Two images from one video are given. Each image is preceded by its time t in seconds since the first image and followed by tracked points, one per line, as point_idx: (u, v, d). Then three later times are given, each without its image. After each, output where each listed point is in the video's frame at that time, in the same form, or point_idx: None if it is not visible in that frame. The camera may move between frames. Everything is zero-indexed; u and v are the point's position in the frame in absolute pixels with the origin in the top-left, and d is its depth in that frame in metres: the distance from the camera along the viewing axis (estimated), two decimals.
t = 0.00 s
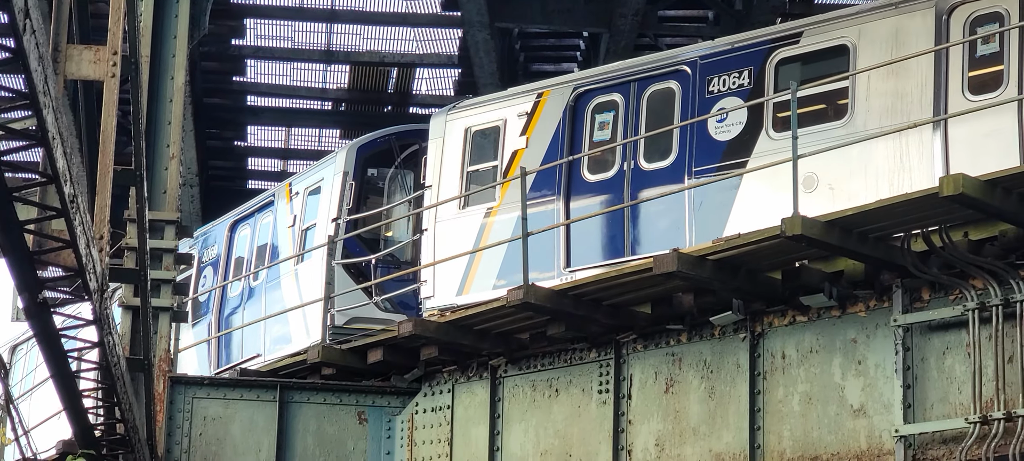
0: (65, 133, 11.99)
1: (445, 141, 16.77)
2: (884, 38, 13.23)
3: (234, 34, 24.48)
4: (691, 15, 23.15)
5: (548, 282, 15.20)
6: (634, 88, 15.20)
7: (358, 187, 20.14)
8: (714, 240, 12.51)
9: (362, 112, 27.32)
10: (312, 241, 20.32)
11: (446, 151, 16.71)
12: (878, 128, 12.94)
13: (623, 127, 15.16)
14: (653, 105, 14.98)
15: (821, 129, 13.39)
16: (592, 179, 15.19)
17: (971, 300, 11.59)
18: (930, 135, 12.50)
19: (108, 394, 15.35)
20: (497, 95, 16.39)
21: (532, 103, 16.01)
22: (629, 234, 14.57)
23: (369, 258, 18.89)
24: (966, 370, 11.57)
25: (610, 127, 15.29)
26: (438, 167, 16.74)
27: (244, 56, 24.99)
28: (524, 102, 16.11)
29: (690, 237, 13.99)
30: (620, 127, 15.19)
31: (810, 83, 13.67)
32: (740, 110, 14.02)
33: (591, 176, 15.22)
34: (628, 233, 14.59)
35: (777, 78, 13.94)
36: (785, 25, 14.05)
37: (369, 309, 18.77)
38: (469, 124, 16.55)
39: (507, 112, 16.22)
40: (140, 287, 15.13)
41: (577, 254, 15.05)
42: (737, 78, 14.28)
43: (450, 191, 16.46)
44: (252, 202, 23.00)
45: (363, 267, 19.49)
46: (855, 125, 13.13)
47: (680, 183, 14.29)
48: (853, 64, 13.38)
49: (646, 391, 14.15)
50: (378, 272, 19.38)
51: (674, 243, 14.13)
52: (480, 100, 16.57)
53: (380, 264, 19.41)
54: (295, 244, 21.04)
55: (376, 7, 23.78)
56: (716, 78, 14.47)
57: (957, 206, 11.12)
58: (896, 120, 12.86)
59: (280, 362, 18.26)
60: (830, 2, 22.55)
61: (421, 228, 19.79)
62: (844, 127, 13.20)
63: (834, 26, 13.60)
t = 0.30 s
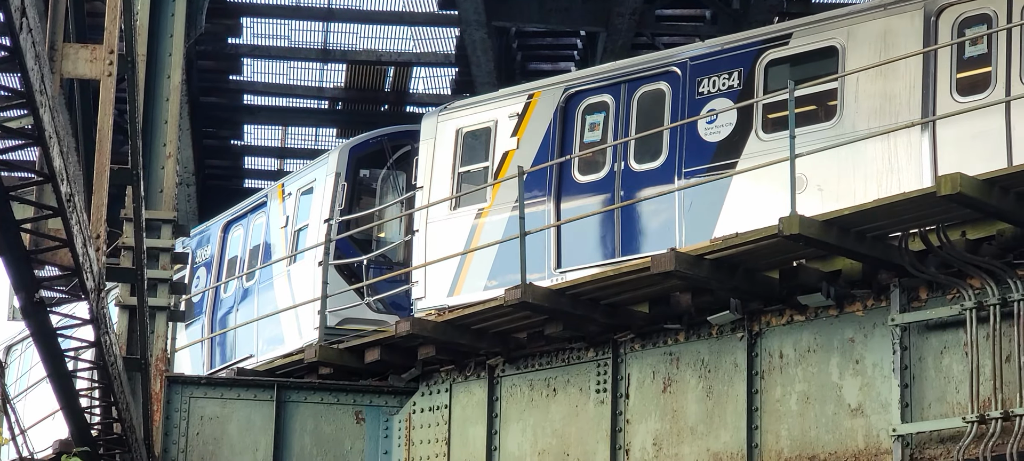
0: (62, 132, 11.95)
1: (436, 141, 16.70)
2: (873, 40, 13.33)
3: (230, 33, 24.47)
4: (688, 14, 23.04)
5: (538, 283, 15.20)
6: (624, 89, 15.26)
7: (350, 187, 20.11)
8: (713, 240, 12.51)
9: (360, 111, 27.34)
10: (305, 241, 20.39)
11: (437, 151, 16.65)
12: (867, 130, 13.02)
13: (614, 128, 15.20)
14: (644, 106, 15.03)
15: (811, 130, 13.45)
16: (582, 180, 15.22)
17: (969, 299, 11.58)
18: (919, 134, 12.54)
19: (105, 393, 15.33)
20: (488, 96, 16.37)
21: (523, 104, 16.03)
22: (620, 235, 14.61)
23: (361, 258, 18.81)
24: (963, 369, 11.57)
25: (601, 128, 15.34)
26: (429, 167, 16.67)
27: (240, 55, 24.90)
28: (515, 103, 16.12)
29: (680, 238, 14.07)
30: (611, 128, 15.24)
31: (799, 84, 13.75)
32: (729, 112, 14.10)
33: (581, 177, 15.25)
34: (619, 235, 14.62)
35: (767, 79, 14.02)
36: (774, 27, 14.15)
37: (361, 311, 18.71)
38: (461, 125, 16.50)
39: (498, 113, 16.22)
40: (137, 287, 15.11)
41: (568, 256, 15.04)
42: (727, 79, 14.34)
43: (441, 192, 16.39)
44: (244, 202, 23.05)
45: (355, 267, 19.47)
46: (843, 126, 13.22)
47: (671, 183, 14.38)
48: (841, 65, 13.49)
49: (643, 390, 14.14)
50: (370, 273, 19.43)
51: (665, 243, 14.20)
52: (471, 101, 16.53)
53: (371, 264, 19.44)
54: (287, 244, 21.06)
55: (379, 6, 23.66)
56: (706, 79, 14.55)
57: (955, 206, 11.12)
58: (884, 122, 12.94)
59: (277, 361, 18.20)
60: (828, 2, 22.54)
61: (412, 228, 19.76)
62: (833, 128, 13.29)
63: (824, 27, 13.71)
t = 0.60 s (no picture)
0: (58, 127, 11.94)
1: (427, 139, 16.82)
2: (860, 37, 13.43)
3: (227, 29, 24.49)
4: (685, 10, 22.95)
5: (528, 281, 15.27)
6: (613, 87, 15.34)
7: (341, 185, 20.39)
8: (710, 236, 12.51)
9: (356, 107, 27.37)
10: (296, 239, 20.62)
11: (428, 149, 16.77)
12: (855, 128, 13.10)
13: (603, 126, 15.29)
14: (633, 104, 15.12)
15: (799, 128, 13.51)
16: (572, 178, 15.32)
17: (965, 295, 11.60)
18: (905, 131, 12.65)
19: (102, 389, 15.30)
20: (477, 94, 16.46)
21: (512, 102, 16.10)
22: (608, 233, 14.68)
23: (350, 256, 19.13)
24: (960, 365, 11.59)
25: (590, 126, 15.42)
26: (419, 165, 16.80)
27: (237, 50, 25.01)
28: (504, 101, 16.19)
29: (669, 236, 14.12)
30: (600, 127, 15.32)
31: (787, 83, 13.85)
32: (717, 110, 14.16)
33: (571, 175, 15.35)
34: (607, 233, 14.70)
35: (755, 77, 14.07)
36: (764, 24, 14.18)
37: (351, 308, 19.04)
38: (450, 123, 16.60)
39: (488, 111, 16.30)
40: (134, 283, 15.11)
41: (558, 254, 15.15)
42: (715, 77, 14.43)
43: (431, 190, 16.51)
44: (235, 202, 23.31)
45: (346, 265, 19.73)
46: (830, 124, 13.30)
47: (660, 180, 14.46)
48: (829, 63, 13.58)
49: (640, 386, 14.16)
50: (361, 270, 19.72)
51: (653, 241, 14.27)
52: (460, 99, 16.62)
53: (362, 261, 19.71)
54: (278, 242, 21.30)
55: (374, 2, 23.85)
56: (695, 77, 14.63)
57: (951, 202, 11.13)
58: (872, 120, 13.02)
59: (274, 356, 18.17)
60: None
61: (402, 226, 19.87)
62: (820, 126, 13.36)
63: (812, 25, 13.77)
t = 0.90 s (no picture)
0: (56, 124, 11.94)
1: (416, 138, 16.91)
2: (846, 36, 13.58)
3: (224, 26, 24.48)
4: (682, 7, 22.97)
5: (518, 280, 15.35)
6: (602, 86, 15.50)
7: (333, 184, 20.57)
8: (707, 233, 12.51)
9: (352, 103, 27.22)
10: (288, 238, 20.85)
11: (417, 148, 16.87)
12: (842, 127, 13.22)
13: (592, 125, 15.46)
14: (621, 103, 15.29)
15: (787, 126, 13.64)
16: (560, 177, 15.44)
17: (963, 292, 11.61)
18: (892, 129, 12.77)
19: (100, 385, 15.32)
20: (466, 93, 16.60)
21: (502, 101, 16.26)
22: (597, 232, 14.79)
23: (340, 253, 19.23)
24: (957, 361, 11.61)
25: (580, 124, 15.59)
26: (409, 164, 16.89)
27: (234, 47, 25.02)
28: (494, 100, 16.35)
29: (658, 235, 14.27)
30: (590, 125, 15.49)
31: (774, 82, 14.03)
32: (705, 109, 14.31)
33: (560, 174, 15.47)
34: (596, 232, 14.81)
35: (743, 76, 14.24)
36: (751, 24, 14.37)
37: (343, 307, 19.21)
38: (440, 122, 16.71)
39: (478, 110, 16.44)
40: (132, 280, 15.12)
41: (546, 252, 15.21)
42: (703, 76, 14.61)
43: (421, 190, 16.62)
44: (227, 201, 23.51)
45: (337, 264, 19.85)
46: (818, 124, 13.42)
47: (648, 179, 14.63)
48: (817, 61, 13.73)
49: (637, 383, 14.17)
50: (353, 269, 19.82)
51: (642, 240, 14.39)
52: (450, 98, 16.75)
53: (354, 260, 19.80)
54: (271, 242, 21.51)
55: None
56: (683, 76, 14.81)
57: (949, 198, 11.16)
58: (859, 119, 13.13)
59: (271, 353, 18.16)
60: None
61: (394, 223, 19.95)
62: (808, 126, 13.48)
63: (799, 25, 13.94)
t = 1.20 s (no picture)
0: (51, 124, 11.92)
1: (403, 141, 17.01)
2: (830, 39, 13.63)
3: (218, 26, 24.47)
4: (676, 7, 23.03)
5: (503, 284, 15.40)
6: (587, 89, 15.52)
7: (321, 186, 20.69)
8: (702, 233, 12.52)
9: (345, 104, 27.22)
10: (277, 240, 20.99)
11: (404, 151, 16.97)
12: (826, 130, 13.28)
13: (577, 127, 15.48)
14: (606, 106, 15.30)
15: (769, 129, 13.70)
16: (546, 179, 15.50)
17: (957, 293, 11.64)
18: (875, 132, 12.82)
19: (94, 385, 15.31)
20: (452, 96, 16.67)
21: (488, 104, 16.32)
22: (582, 236, 14.85)
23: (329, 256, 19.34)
24: (952, 362, 11.64)
25: (565, 127, 15.60)
26: (396, 166, 16.98)
27: (228, 47, 25.01)
28: (480, 103, 16.40)
29: (643, 238, 14.32)
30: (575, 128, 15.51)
31: (759, 84, 14.04)
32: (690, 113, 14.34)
33: (545, 177, 15.52)
34: (581, 235, 14.86)
35: (727, 79, 14.30)
36: (736, 26, 14.37)
37: (331, 308, 19.50)
38: (427, 125, 16.81)
39: (463, 113, 16.51)
40: (126, 279, 15.10)
41: (531, 255, 15.26)
42: (688, 79, 14.63)
43: (408, 193, 16.69)
44: (217, 202, 23.61)
45: (324, 265, 19.97)
46: (800, 127, 13.49)
47: (632, 183, 14.67)
48: (801, 64, 13.78)
49: (631, 383, 14.18)
50: (341, 271, 19.93)
51: (626, 242, 14.46)
52: (436, 101, 16.83)
53: (342, 262, 19.89)
54: (260, 244, 21.60)
55: None
56: (668, 79, 14.83)
57: (943, 199, 11.19)
58: (840, 121, 13.20)
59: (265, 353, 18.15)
60: None
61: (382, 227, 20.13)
62: (791, 129, 13.55)
63: (784, 28, 13.98)
